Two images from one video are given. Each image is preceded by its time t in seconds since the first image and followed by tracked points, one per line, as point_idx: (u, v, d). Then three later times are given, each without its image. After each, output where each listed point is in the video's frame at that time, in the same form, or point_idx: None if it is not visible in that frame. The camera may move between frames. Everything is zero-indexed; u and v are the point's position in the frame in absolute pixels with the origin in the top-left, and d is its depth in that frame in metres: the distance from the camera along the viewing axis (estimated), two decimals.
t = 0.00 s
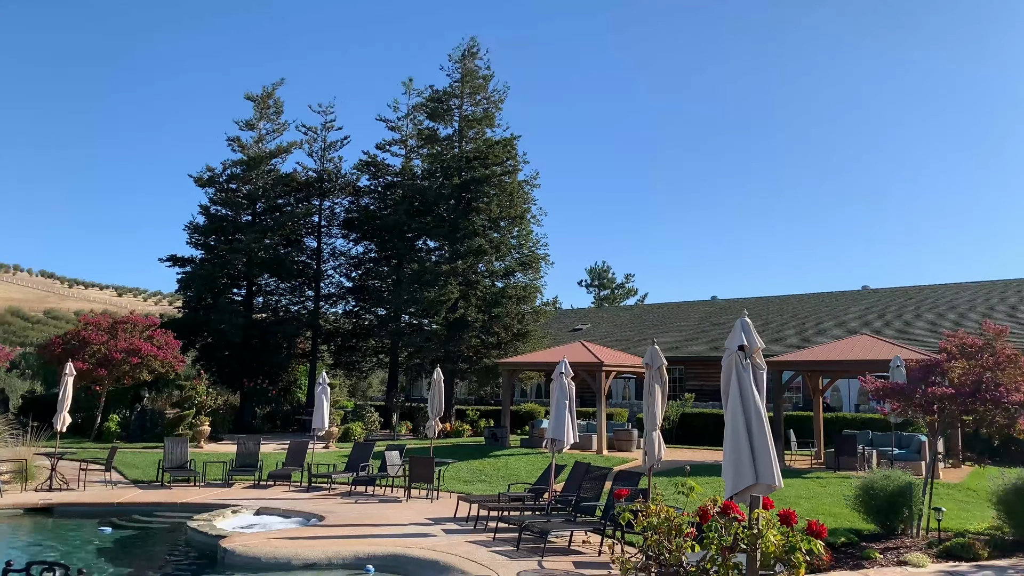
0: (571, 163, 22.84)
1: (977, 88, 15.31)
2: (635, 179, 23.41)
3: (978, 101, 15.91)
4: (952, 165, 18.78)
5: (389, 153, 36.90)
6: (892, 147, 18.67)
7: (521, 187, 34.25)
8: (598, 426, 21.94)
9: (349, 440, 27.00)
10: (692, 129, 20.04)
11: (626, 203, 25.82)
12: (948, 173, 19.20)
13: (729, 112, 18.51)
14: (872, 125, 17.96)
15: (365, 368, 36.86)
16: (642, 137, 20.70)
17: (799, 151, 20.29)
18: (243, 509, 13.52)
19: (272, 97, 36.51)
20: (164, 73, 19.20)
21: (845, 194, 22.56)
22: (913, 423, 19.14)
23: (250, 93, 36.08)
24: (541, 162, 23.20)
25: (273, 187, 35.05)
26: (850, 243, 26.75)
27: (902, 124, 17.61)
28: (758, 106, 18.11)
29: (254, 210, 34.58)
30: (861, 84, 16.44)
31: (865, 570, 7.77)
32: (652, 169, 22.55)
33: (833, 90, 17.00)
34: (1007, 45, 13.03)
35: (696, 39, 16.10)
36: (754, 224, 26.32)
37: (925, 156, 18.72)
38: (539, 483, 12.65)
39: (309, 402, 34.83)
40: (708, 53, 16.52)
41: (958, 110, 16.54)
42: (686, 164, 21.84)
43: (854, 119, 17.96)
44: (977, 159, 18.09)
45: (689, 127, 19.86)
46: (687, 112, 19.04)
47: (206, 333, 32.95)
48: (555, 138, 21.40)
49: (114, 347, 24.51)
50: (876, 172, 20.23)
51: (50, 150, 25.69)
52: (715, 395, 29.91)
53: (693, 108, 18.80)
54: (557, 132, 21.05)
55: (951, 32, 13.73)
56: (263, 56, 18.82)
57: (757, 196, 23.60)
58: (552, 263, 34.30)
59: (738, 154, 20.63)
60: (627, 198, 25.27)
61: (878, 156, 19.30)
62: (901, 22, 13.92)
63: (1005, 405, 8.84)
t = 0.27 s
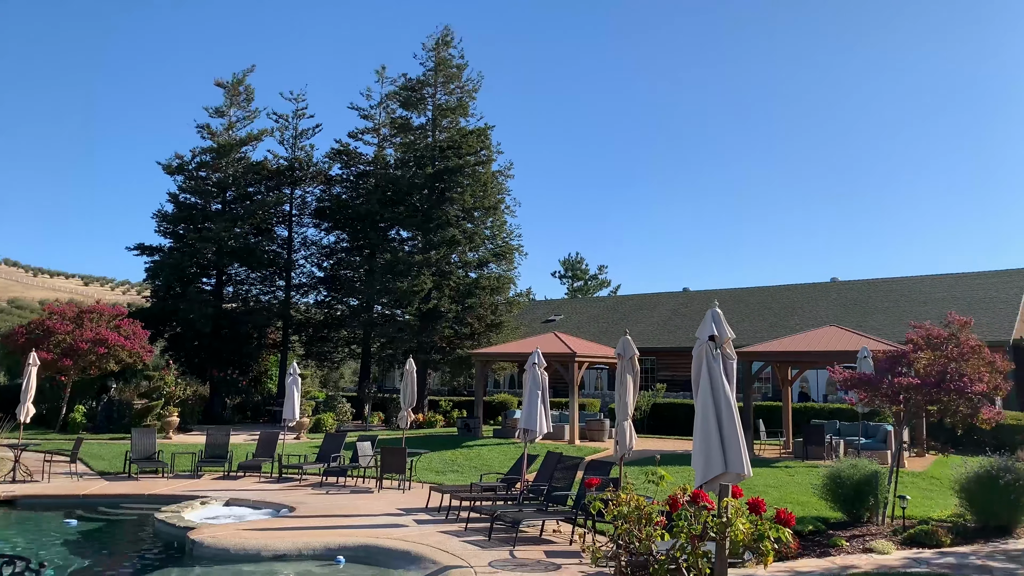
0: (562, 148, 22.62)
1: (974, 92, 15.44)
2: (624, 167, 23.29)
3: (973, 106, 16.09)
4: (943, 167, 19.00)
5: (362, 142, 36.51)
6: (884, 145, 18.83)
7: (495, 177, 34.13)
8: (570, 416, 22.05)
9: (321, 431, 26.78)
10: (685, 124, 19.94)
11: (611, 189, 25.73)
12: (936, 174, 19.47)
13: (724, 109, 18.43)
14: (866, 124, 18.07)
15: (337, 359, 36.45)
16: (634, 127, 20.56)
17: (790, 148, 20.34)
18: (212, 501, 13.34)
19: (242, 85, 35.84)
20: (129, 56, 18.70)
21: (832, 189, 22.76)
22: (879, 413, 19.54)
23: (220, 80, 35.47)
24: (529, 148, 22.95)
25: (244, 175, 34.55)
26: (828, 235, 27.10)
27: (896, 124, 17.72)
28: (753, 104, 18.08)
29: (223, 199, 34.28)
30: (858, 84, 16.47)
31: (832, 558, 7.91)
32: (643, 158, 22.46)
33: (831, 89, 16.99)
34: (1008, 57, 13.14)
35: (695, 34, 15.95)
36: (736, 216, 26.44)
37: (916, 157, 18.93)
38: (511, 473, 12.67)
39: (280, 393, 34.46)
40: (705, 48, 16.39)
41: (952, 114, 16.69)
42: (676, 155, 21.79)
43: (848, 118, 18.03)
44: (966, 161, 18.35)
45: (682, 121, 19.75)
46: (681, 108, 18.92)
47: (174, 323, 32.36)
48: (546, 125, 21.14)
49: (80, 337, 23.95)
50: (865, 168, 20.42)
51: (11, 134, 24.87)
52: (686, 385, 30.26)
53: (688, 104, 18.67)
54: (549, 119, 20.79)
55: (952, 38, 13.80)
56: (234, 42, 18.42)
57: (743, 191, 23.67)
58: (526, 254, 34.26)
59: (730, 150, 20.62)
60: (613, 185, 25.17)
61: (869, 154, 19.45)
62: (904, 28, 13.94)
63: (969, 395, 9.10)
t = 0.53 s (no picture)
0: (553, 133, 22.33)
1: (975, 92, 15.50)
2: (618, 153, 23.06)
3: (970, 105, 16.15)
4: (938, 160, 19.14)
5: (335, 127, 36.02)
6: (877, 137, 18.86)
7: (469, 164, 33.92)
8: (544, 403, 22.11)
9: (292, 419, 26.54)
10: (678, 113, 19.81)
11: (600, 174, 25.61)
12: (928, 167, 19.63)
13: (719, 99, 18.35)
14: (862, 117, 18.08)
15: (309, 347, 36.01)
16: (627, 116, 20.33)
17: (785, 138, 20.31)
18: (182, 489, 13.14)
19: (213, 68, 35.09)
20: (94, 35, 18.15)
21: (824, 181, 22.78)
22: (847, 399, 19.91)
23: (189, 62, 34.72)
24: (517, 135, 22.63)
25: (214, 159, 33.80)
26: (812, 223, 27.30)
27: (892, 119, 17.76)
28: (749, 94, 17.97)
29: (193, 183, 33.55)
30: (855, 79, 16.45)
31: (801, 542, 8.05)
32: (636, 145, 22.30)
33: (827, 83, 16.96)
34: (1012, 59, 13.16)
35: (688, 26, 15.80)
36: (721, 205, 26.51)
37: (911, 151, 19.03)
38: (484, 460, 12.67)
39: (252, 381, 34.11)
40: (701, 40, 16.25)
41: (948, 113, 16.75)
42: (669, 141, 21.67)
43: (843, 111, 18.02)
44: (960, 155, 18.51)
45: (675, 111, 19.60)
46: (676, 97, 18.79)
47: (143, 309, 31.78)
48: (537, 110, 20.85)
49: (45, 324, 23.29)
50: (859, 160, 20.45)
51: None
52: (659, 372, 30.53)
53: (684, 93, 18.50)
54: (541, 104, 20.49)
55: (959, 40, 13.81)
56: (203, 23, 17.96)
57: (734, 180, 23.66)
58: (500, 242, 34.19)
59: (723, 139, 20.54)
60: (601, 173, 25.03)
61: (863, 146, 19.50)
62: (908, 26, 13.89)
63: (936, 382, 9.30)
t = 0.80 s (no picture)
0: (543, 116, 21.95)
1: (971, 93, 15.55)
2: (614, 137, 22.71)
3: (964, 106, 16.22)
4: (928, 152, 19.29)
5: (308, 110, 35.46)
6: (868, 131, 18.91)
7: (444, 148, 33.64)
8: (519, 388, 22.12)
9: (265, 405, 26.26)
10: (669, 104, 19.61)
11: (588, 155, 25.32)
12: (915, 159, 19.80)
13: (713, 91, 18.20)
14: (854, 113, 18.08)
15: (282, 332, 35.73)
16: (619, 103, 20.08)
17: (777, 129, 20.23)
18: (153, 476, 12.92)
19: (183, 48, 34.27)
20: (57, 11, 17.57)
21: (811, 168, 22.86)
22: (818, 384, 20.23)
23: (158, 42, 33.88)
24: (505, 117, 22.21)
25: (184, 142, 33.17)
26: (795, 208, 27.43)
27: (884, 116, 17.79)
28: (743, 87, 17.84)
29: (164, 166, 32.87)
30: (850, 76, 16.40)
31: (773, 524, 8.17)
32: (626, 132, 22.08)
33: (823, 79, 16.87)
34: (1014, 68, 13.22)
35: (686, 22, 15.56)
36: (705, 191, 26.47)
37: (900, 145, 19.14)
38: (459, 445, 12.64)
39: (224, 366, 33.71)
40: (699, 36, 16.00)
41: (941, 112, 16.83)
42: (660, 130, 21.49)
43: (836, 105, 17.99)
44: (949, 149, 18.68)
45: (668, 102, 19.40)
46: (670, 89, 18.58)
47: (112, 294, 31.10)
48: (527, 95, 20.46)
49: (10, 309, 22.66)
50: (848, 148, 20.49)
51: None
52: (633, 358, 30.74)
53: (677, 84, 18.30)
54: (531, 88, 20.10)
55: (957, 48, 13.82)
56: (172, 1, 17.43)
57: (722, 167, 23.59)
58: (476, 227, 34.02)
59: (716, 127, 20.42)
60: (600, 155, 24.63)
61: (854, 137, 19.54)
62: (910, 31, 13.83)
63: (906, 366, 9.46)
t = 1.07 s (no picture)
0: (530, 97, 21.64)
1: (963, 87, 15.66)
2: (601, 121, 22.41)
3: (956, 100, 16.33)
4: (915, 142, 19.38)
5: (283, 91, 34.83)
6: (857, 121, 18.97)
7: (422, 131, 33.28)
8: (497, 372, 22.12)
9: (241, 389, 25.97)
10: (660, 90, 19.44)
11: (575, 141, 24.98)
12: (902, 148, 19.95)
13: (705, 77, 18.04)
14: (845, 102, 18.09)
15: (257, 316, 35.39)
16: (609, 89, 19.84)
17: (766, 116, 20.18)
18: (126, 461, 12.70)
19: (154, 26, 33.37)
20: None
21: (797, 153, 22.93)
22: (793, 367, 20.48)
23: (128, 20, 32.95)
24: (492, 97, 21.83)
25: (157, 123, 32.29)
26: (777, 193, 27.58)
27: (874, 108, 17.84)
28: (736, 75, 17.72)
29: (136, 147, 32.16)
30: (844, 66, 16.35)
31: (750, 505, 8.26)
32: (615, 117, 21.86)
33: (818, 67, 16.81)
34: (1012, 69, 13.32)
35: (682, 12, 15.36)
36: (690, 176, 26.44)
37: (888, 134, 19.25)
38: (437, 428, 12.60)
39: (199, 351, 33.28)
40: (695, 27, 15.77)
41: (933, 105, 16.93)
42: (648, 116, 21.31)
43: (827, 93, 17.97)
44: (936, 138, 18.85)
45: (661, 88, 19.21)
46: (660, 74, 18.36)
47: (83, 278, 30.39)
48: (515, 77, 20.10)
49: None
50: (836, 135, 20.56)
51: None
52: (611, 342, 30.88)
53: (669, 69, 18.12)
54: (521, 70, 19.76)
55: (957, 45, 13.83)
56: None
57: (709, 151, 23.53)
58: (454, 211, 33.78)
59: (705, 113, 20.31)
60: (587, 137, 24.31)
61: (843, 126, 19.59)
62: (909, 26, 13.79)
63: (880, 348, 9.58)
